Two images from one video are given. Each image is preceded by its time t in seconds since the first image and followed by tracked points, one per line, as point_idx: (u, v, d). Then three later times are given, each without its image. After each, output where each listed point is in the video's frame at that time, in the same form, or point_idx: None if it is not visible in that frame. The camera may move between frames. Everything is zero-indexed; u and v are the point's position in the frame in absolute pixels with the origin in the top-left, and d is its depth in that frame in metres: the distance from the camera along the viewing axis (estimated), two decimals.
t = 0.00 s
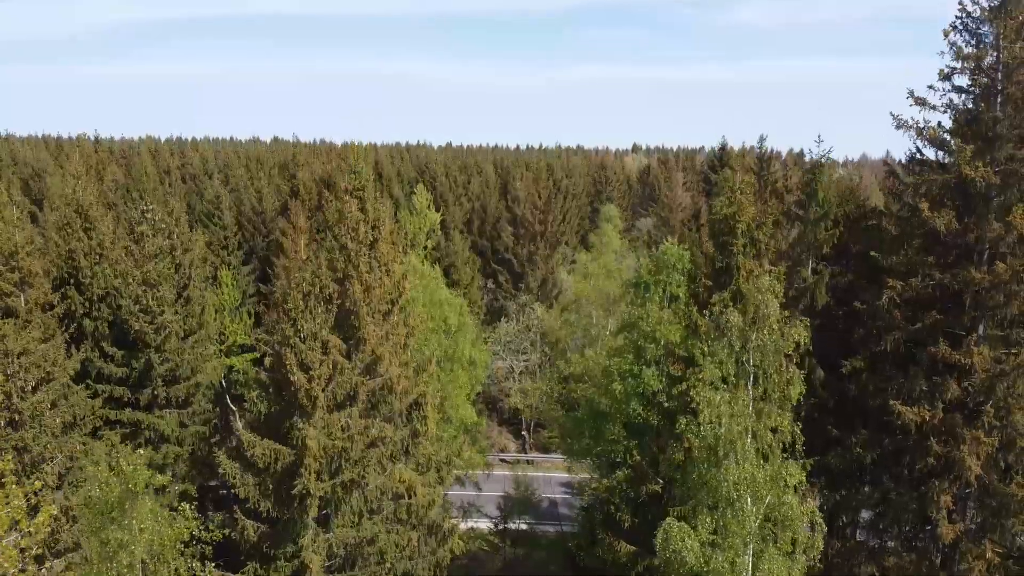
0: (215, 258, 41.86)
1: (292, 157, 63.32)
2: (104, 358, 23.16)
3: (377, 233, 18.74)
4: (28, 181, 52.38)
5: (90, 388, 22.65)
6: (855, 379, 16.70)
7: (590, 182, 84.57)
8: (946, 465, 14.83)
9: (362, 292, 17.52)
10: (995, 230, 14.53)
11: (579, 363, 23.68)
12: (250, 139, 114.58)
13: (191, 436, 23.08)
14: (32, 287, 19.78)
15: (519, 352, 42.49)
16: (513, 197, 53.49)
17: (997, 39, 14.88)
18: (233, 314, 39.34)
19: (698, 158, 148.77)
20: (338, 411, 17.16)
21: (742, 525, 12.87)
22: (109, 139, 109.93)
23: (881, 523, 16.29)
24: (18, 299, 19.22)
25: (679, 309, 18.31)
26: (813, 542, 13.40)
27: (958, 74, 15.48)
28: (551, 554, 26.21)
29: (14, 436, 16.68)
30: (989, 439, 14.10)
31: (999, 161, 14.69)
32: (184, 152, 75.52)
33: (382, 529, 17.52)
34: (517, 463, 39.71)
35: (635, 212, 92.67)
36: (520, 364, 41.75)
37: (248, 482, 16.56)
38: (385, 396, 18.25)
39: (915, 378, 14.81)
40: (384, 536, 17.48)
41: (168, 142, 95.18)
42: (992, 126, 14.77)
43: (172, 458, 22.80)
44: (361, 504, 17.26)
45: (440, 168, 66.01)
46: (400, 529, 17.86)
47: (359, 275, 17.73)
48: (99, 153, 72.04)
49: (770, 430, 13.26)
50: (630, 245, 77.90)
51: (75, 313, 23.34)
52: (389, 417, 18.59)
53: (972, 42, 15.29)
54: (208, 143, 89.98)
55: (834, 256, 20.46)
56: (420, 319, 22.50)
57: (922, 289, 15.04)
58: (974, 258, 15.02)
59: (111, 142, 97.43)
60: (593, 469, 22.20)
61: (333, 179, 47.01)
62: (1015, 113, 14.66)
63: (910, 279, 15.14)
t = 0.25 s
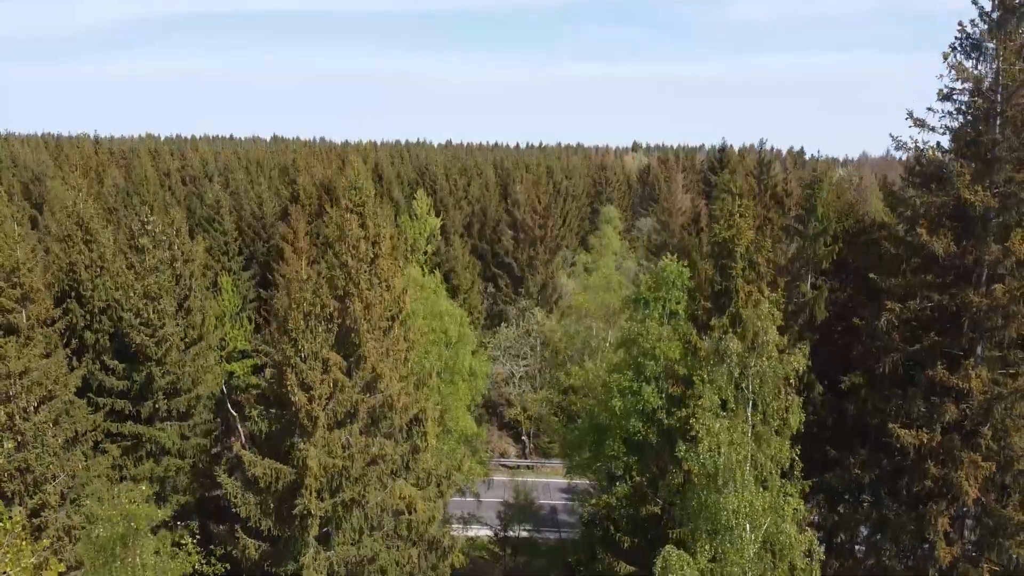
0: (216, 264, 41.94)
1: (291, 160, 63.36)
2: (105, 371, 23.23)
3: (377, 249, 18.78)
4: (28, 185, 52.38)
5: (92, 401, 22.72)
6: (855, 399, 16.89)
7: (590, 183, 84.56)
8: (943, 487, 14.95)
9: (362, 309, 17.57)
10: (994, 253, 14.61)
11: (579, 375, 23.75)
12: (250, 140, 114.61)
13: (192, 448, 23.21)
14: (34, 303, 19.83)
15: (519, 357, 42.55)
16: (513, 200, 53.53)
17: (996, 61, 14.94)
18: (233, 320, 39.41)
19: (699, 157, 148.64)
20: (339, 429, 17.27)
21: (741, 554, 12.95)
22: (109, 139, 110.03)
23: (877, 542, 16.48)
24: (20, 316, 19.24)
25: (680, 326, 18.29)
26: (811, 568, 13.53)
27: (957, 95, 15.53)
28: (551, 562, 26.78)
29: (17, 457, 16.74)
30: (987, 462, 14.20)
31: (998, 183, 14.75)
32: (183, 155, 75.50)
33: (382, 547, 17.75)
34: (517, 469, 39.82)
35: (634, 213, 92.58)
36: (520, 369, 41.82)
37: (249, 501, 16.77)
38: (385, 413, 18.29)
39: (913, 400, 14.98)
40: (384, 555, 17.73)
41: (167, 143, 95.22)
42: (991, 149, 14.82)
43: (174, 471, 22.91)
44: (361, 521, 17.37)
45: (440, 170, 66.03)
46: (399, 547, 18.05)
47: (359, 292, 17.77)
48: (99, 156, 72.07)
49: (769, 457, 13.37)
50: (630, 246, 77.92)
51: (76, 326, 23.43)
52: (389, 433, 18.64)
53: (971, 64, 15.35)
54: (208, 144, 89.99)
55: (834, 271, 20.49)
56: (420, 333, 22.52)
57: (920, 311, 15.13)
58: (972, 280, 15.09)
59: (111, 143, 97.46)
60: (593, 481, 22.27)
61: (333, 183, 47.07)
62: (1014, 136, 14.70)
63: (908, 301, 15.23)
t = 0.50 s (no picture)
0: (216, 269, 42.03)
1: (291, 163, 63.43)
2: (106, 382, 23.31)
3: (377, 263, 18.86)
4: (29, 189, 52.45)
5: (92, 412, 22.81)
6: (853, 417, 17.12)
7: (590, 183, 84.64)
8: (940, 506, 15.06)
9: (362, 324, 17.62)
10: (991, 272, 14.72)
11: (578, 384, 23.84)
12: (251, 142, 114.71)
13: (192, 458, 23.32)
14: (35, 315, 19.85)
15: (519, 361, 42.59)
16: (513, 203, 53.62)
17: (994, 81, 15.00)
18: (233, 325, 39.52)
19: (699, 156, 148.65)
20: (339, 444, 17.36)
21: None
22: (109, 140, 110.32)
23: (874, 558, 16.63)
24: (22, 329, 19.23)
25: (679, 339, 18.35)
26: None
27: (956, 114, 15.59)
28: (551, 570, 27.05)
29: (19, 475, 16.86)
30: (983, 482, 14.29)
31: (996, 202, 14.85)
32: (184, 157, 75.60)
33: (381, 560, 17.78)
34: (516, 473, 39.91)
35: (634, 214, 92.50)
36: (520, 373, 41.87)
37: (250, 517, 16.95)
38: (385, 427, 18.34)
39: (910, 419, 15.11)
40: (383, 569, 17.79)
41: (168, 145, 95.32)
42: (988, 168, 14.92)
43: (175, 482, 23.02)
44: (361, 536, 17.47)
45: (440, 173, 66.06)
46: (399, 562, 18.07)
47: (359, 306, 17.84)
48: (99, 158, 72.14)
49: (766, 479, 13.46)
50: (630, 247, 78.02)
51: (77, 337, 23.53)
52: (389, 446, 18.69)
53: (969, 83, 15.42)
54: (208, 146, 90.12)
55: (833, 283, 20.56)
56: (420, 344, 22.58)
57: (918, 330, 15.22)
58: (970, 298, 15.18)
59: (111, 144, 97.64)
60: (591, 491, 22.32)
61: (333, 188, 47.16)
62: (1011, 156, 14.77)
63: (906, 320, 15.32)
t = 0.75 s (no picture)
0: (217, 275, 42.13)
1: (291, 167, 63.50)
2: (108, 394, 23.36)
3: (377, 279, 19.02)
4: (30, 193, 52.59)
5: (93, 424, 22.85)
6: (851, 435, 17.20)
7: (590, 184, 84.78)
8: (937, 526, 15.18)
9: (362, 341, 17.71)
10: (988, 294, 14.86)
11: (577, 396, 23.95)
12: (250, 143, 114.74)
13: (193, 470, 23.48)
14: (36, 329, 20.10)
15: (518, 366, 42.70)
16: (513, 207, 53.78)
17: (992, 103, 15.20)
18: (233, 331, 39.66)
19: (699, 155, 148.70)
20: (340, 461, 17.47)
21: None
22: (110, 141, 110.58)
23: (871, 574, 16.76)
24: (23, 344, 19.52)
25: (678, 356, 18.44)
26: None
27: (954, 135, 15.83)
28: None
29: (21, 495, 17.04)
30: (980, 504, 14.43)
31: (992, 224, 15.03)
32: (184, 160, 75.77)
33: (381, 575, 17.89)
34: (516, 479, 40.03)
35: (634, 215, 92.51)
36: (520, 378, 41.98)
37: (251, 535, 17.07)
38: (386, 443, 18.40)
39: (908, 440, 15.22)
40: None
41: (168, 147, 95.41)
42: (984, 189, 15.16)
43: (177, 493, 23.16)
44: (361, 552, 17.55)
45: (440, 176, 66.14)
46: None
47: (359, 323, 17.96)
48: (99, 161, 72.20)
49: (765, 503, 13.58)
50: (629, 248, 78.17)
51: (78, 349, 23.48)
52: (389, 462, 18.81)
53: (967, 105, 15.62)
54: (209, 148, 90.36)
55: (831, 298, 20.69)
56: (420, 357, 22.69)
57: (916, 351, 15.35)
58: (968, 318, 15.30)
59: (112, 145, 97.92)
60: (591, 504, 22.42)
61: (334, 193, 47.34)
62: (1009, 177, 15.00)
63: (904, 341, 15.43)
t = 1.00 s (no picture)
0: (217, 280, 42.21)
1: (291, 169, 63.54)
2: (108, 405, 23.43)
3: (377, 293, 19.07)
4: (30, 197, 52.64)
5: (94, 435, 22.92)
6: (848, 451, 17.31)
7: (590, 185, 84.82)
8: (934, 544, 15.34)
9: (362, 356, 17.74)
10: (986, 313, 14.97)
11: (577, 405, 24.03)
12: (250, 144, 114.81)
13: (194, 479, 23.63)
14: (38, 342, 20.23)
15: (518, 371, 42.77)
16: (513, 210, 53.86)
17: (990, 123, 15.34)
18: (233, 336, 39.74)
19: (699, 153, 148.62)
20: (340, 475, 17.57)
21: None
22: (110, 141, 110.56)
23: None
24: (25, 357, 19.68)
25: (677, 369, 18.53)
26: None
27: (952, 154, 15.98)
28: None
29: (23, 512, 17.12)
30: (976, 522, 14.60)
31: (990, 243, 15.18)
32: (184, 162, 75.77)
33: None
34: (516, 483, 40.13)
35: (634, 216, 92.52)
36: (519, 383, 42.07)
37: (252, 550, 17.22)
38: (386, 457, 18.47)
39: (906, 458, 15.37)
40: None
41: (168, 148, 95.47)
42: (982, 208, 15.32)
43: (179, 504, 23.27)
44: (361, 567, 17.65)
45: (440, 179, 66.20)
46: None
47: (359, 339, 17.98)
48: (99, 163, 72.24)
49: (763, 525, 13.69)
50: (629, 249, 78.23)
51: (78, 360, 23.53)
52: (389, 476, 18.92)
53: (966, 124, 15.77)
54: (209, 149, 90.38)
55: (829, 311, 20.80)
56: (420, 369, 22.74)
57: (913, 369, 15.49)
58: (967, 336, 15.37)
59: (112, 146, 97.96)
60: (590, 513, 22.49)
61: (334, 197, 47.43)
62: (1008, 197, 15.15)
63: (902, 360, 15.56)
